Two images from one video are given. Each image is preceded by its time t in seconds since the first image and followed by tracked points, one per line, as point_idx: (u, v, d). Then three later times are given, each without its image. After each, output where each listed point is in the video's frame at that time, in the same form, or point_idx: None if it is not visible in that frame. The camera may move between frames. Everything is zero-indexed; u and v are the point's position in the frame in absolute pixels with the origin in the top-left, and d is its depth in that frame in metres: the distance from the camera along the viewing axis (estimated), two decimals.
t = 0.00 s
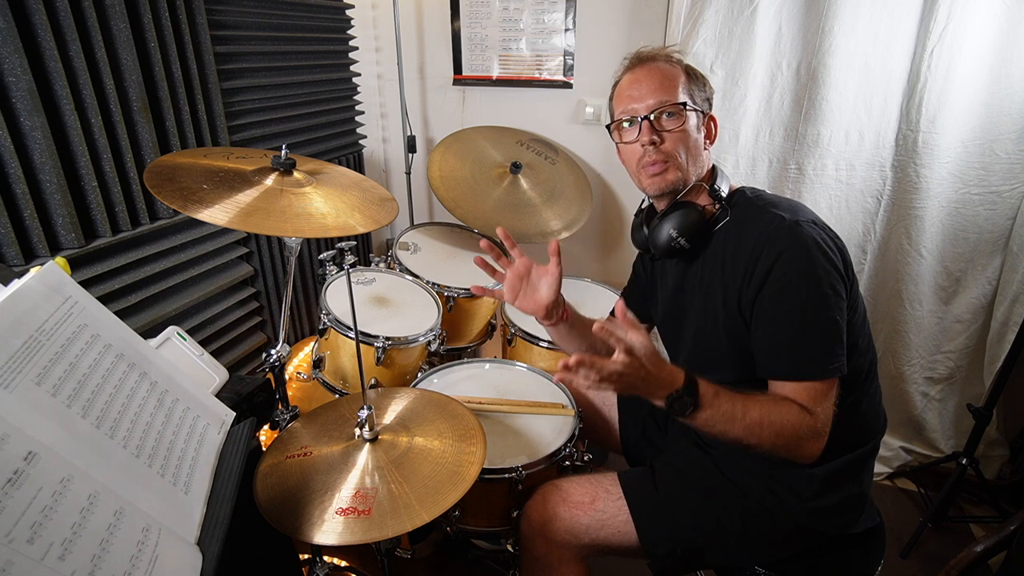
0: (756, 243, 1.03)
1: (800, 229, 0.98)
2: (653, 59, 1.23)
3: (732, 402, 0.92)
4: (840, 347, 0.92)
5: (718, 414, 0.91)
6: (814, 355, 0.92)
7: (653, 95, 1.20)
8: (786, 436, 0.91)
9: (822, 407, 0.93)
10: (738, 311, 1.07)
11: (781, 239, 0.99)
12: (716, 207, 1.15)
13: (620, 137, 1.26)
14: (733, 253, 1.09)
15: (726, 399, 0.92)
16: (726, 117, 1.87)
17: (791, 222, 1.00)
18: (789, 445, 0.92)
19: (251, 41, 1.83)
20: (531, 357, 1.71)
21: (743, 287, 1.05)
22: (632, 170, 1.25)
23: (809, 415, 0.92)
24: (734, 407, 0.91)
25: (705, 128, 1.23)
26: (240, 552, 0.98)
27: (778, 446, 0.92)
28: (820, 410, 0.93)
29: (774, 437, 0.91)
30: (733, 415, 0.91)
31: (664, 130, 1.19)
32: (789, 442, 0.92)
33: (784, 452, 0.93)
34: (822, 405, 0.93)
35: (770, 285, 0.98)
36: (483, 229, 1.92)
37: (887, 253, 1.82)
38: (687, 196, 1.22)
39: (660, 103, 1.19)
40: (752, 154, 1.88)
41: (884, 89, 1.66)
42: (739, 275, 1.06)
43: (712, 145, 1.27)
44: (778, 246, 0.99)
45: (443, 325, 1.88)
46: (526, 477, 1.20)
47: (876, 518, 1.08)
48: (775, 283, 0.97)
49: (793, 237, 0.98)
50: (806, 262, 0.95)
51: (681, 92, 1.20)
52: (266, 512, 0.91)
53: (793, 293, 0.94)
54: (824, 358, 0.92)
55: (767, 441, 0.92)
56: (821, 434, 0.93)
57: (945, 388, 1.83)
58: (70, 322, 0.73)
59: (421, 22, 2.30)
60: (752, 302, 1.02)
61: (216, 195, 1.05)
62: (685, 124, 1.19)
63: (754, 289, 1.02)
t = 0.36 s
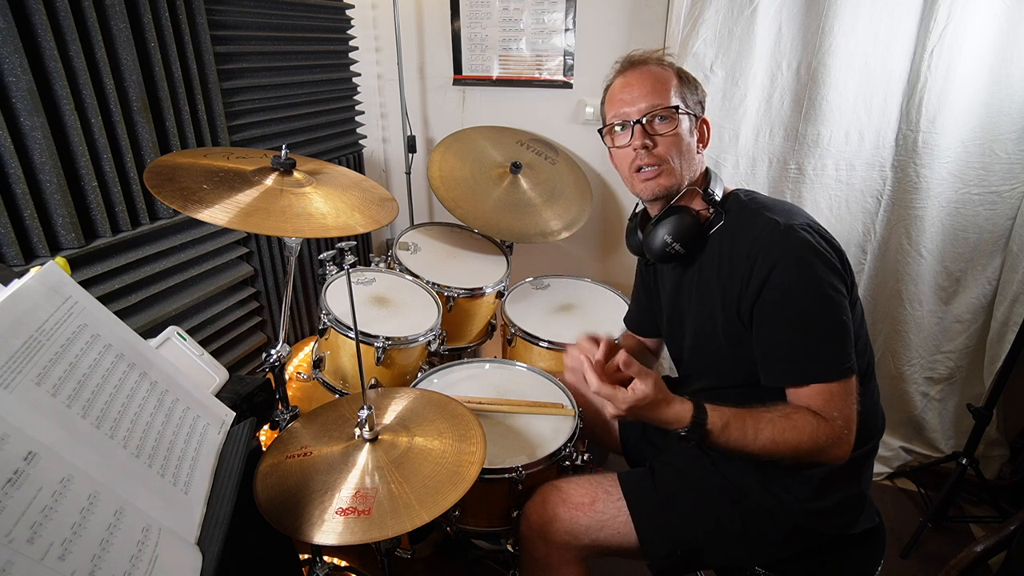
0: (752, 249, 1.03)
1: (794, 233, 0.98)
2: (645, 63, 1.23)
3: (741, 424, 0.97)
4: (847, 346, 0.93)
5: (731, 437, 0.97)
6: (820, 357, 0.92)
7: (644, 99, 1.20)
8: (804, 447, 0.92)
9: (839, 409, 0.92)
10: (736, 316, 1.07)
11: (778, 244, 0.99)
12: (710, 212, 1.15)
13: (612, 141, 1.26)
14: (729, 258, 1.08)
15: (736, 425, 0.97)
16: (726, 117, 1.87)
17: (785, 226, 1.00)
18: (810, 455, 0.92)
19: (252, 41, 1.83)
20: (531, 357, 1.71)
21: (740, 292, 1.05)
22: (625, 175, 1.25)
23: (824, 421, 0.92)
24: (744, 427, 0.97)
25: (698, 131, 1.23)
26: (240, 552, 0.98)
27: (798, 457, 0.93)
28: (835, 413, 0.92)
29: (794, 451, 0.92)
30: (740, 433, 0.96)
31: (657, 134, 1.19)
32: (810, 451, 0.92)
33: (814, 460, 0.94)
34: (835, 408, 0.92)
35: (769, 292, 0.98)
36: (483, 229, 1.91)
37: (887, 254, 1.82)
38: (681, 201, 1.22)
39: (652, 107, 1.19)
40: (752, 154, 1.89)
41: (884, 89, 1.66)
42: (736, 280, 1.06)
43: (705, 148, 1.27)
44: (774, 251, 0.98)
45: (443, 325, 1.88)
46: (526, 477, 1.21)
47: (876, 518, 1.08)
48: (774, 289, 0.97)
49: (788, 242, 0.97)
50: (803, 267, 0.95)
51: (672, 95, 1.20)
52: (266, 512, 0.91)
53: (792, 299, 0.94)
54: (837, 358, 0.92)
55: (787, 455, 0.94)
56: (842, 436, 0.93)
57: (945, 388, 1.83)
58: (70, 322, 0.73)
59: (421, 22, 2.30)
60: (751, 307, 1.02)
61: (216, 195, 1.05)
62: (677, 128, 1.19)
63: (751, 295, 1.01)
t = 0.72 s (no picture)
0: (750, 249, 1.03)
1: (793, 233, 0.98)
2: (642, 64, 1.23)
3: (727, 444, 1.01)
4: (849, 344, 0.93)
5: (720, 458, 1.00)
6: (823, 358, 0.92)
7: (641, 101, 1.19)
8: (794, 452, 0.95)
9: (833, 406, 0.93)
10: (736, 318, 1.07)
11: (777, 245, 0.98)
12: (708, 212, 1.16)
13: (609, 143, 1.26)
14: (727, 259, 1.08)
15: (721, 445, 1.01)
16: (726, 117, 1.87)
17: (784, 227, 1.00)
18: (804, 459, 0.95)
19: (252, 41, 1.83)
20: (531, 357, 1.71)
21: (739, 294, 1.05)
22: (622, 176, 1.25)
23: (811, 423, 0.94)
24: (731, 445, 1.01)
25: (695, 133, 1.22)
26: (240, 553, 0.98)
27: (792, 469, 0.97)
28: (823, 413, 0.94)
29: (785, 458, 0.96)
30: (725, 457, 1.00)
31: (652, 137, 1.19)
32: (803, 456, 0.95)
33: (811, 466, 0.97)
34: (826, 408, 0.94)
35: (769, 292, 0.97)
36: (483, 229, 1.91)
37: (887, 254, 1.82)
38: (678, 201, 1.22)
39: (647, 109, 1.19)
40: (752, 154, 1.89)
41: (884, 88, 1.66)
42: (736, 282, 1.05)
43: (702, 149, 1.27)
44: (774, 252, 0.98)
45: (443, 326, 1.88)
46: (526, 478, 1.21)
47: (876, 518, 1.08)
48: (774, 290, 0.96)
49: (788, 243, 0.97)
50: (803, 267, 0.95)
51: (669, 98, 1.20)
52: (266, 511, 0.91)
53: (793, 300, 0.94)
54: (839, 357, 0.92)
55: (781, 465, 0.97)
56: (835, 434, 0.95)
57: (945, 388, 1.83)
58: (70, 322, 0.73)
59: (421, 22, 2.30)
60: (750, 309, 1.02)
61: (216, 195, 1.05)
62: (673, 131, 1.19)
63: (751, 296, 1.01)
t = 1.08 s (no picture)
0: (749, 246, 1.03)
1: (791, 229, 0.98)
2: (640, 64, 1.23)
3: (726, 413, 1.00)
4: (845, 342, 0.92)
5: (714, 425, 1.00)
6: (818, 355, 0.92)
7: (638, 100, 1.19)
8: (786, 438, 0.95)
9: (837, 407, 0.92)
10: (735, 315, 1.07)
11: (775, 241, 0.98)
12: (706, 210, 1.15)
13: (608, 142, 1.26)
14: (726, 257, 1.08)
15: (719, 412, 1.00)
16: (726, 117, 1.87)
17: (782, 223, 1.00)
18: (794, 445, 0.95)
19: (252, 41, 1.83)
20: (531, 358, 1.71)
21: (738, 290, 1.05)
22: (619, 174, 1.26)
23: (811, 415, 0.93)
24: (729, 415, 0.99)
25: (693, 132, 1.22)
26: (240, 553, 0.98)
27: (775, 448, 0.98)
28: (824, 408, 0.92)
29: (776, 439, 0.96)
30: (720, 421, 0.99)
31: (649, 136, 1.19)
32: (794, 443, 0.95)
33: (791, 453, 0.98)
34: (828, 405, 0.92)
35: (766, 288, 0.97)
36: (483, 229, 1.90)
37: (887, 254, 1.82)
38: (676, 199, 1.22)
39: (645, 109, 1.19)
40: (752, 154, 1.89)
41: (884, 89, 1.66)
42: (734, 278, 1.05)
43: (701, 148, 1.26)
44: (772, 247, 0.98)
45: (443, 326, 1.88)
46: (526, 477, 1.21)
47: (876, 518, 1.08)
48: (772, 285, 0.96)
49: (785, 239, 0.97)
50: (800, 263, 0.95)
51: (667, 98, 1.19)
52: (266, 511, 0.92)
53: (790, 296, 0.94)
54: (834, 355, 0.92)
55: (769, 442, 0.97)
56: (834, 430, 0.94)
57: (945, 388, 1.83)
58: (70, 322, 0.73)
59: (421, 22, 2.30)
60: (749, 305, 1.02)
61: (215, 195, 1.05)
62: (670, 130, 1.18)
63: (750, 292, 1.01)
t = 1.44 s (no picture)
0: (750, 238, 1.04)
1: (792, 222, 0.99)
2: (643, 62, 1.23)
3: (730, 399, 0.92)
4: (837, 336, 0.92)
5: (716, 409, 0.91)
6: (811, 347, 0.92)
7: (642, 98, 1.20)
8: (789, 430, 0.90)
9: (829, 400, 0.92)
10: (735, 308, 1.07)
11: (775, 232, 0.99)
12: (710, 206, 1.15)
13: (612, 139, 1.26)
14: (728, 250, 1.09)
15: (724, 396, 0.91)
16: (726, 117, 1.87)
17: (784, 215, 1.01)
18: (793, 438, 0.91)
19: (252, 41, 1.83)
20: (531, 357, 1.71)
21: (739, 282, 1.05)
22: (624, 171, 1.25)
23: (811, 405, 0.91)
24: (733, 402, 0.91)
25: (696, 129, 1.22)
26: (240, 553, 0.98)
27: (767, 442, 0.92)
28: (821, 399, 0.91)
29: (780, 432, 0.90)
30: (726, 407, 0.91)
31: (655, 133, 1.19)
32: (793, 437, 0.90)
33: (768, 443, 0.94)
34: (824, 397, 0.92)
35: (765, 278, 0.98)
36: (483, 228, 1.90)
37: (887, 254, 1.82)
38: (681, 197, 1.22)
39: (649, 106, 1.19)
40: (752, 154, 1.89)
41: (884, 89, 1.66)
42: (735, 270, 1.06)
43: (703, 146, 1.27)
44: (773, 239, 0.99)
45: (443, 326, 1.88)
46: (526, 478, 1.21)
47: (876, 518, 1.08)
48: (770, 276, 0.97)
49: (786, 230, 0.98)
50: (799, 254, 0.95)
51: (671, 94, 1.20)
52: (266, 511, 0.91)
53: (788, 286, 0.95)
54: (825, 347, 0.91)
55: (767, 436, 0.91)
56: (826, 426, 0.92)
57: (945, 388, 1.83)
58: (70, 322, 0.73)
59: (421, 22, 2.30)
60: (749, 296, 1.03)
61: (216, 195, 1.05)
62: (675, 127, 1.19)
63: (750, 283, 1.02)
